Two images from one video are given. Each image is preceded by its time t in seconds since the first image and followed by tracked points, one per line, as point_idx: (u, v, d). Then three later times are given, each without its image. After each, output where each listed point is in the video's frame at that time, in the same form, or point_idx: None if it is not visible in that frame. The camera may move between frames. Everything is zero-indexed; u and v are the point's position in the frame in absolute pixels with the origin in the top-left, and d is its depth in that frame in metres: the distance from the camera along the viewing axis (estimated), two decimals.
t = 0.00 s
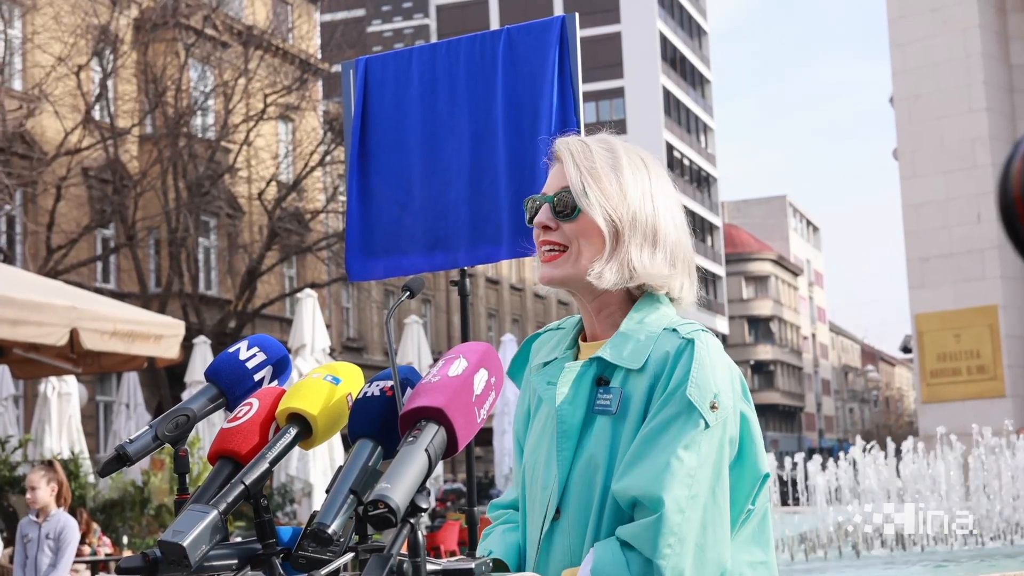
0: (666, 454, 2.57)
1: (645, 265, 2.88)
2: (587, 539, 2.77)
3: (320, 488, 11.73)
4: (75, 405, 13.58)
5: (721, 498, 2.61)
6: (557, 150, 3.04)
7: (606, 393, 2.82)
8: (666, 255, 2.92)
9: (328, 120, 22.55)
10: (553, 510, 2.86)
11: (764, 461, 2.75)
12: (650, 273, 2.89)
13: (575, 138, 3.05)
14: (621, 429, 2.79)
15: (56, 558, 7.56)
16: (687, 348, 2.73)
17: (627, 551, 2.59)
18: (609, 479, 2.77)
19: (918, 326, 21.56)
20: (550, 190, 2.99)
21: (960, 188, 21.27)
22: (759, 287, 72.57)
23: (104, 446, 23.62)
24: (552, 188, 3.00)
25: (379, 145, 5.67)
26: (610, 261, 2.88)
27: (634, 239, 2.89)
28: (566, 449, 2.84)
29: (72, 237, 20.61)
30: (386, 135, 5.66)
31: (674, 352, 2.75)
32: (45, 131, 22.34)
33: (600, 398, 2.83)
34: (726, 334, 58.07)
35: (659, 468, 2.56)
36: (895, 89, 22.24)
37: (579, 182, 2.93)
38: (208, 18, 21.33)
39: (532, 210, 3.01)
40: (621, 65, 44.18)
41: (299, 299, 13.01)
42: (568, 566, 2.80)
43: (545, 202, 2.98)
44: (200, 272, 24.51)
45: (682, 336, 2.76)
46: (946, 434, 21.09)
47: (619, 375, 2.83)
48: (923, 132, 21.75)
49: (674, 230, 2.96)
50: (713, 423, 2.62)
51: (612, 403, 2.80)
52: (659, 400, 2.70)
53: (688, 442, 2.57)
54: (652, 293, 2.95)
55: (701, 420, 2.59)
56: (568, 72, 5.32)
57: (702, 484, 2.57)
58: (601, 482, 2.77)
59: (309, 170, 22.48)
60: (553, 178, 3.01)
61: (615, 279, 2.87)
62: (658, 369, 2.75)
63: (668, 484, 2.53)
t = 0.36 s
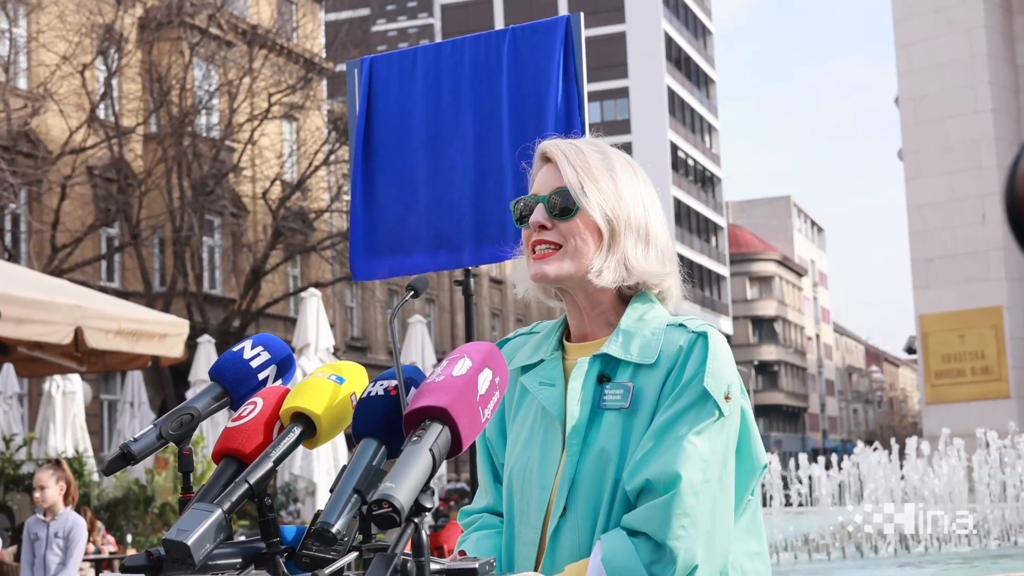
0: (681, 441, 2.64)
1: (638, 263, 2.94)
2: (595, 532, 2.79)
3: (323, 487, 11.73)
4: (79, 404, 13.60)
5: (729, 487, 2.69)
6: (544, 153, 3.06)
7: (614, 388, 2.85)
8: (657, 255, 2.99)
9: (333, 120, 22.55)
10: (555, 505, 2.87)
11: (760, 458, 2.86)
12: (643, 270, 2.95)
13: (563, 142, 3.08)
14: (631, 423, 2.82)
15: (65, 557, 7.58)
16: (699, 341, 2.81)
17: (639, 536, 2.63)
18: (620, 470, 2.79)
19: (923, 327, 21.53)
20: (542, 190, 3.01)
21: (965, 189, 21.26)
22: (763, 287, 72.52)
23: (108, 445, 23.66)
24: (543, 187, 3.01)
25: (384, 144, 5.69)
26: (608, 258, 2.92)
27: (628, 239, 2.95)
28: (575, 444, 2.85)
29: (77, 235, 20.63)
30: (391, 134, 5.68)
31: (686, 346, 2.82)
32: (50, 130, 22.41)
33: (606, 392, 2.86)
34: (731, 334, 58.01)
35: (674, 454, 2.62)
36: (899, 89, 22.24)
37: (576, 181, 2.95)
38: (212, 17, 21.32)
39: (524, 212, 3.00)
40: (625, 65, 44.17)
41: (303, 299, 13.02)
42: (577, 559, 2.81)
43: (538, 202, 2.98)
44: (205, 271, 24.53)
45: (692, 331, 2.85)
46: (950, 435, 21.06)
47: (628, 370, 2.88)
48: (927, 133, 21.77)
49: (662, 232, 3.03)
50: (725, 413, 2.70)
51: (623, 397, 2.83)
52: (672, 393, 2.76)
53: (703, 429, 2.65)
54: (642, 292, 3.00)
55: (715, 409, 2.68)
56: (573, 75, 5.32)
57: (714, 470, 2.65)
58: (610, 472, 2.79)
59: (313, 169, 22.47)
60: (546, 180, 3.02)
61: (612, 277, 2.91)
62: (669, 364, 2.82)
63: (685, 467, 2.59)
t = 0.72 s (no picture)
0: (692, 434, 2.61)
1: (634, 260, 2.92)
2: (605, 530, 2.76)
3: (342, 482, 11.75)
4: (99, 399, 13.65)
5: (739, 479, 2.67)
6: (530, 155, 2.98)
7: (618, 383, 2.82)
8: (649, 248, 2.98)
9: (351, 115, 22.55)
10: (562, 502, 2.84)
11: (762, 447, 2.84)
12: (639, 267, 2.93)
13: (547, 142, 3.01)
14: (637, 417, 2.79)
15: (85, 552, 7.61)
16: (702, 334, 2.80)
17: (654, 530, 2.60)
18: (628, 466, 2.76)
19: (944, 324, 21.39)
20: (533, 191, 2.94)
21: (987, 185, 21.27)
22: (783, 284, 72.25)
23: (128, 440, 23.76)
24: (534, 190, 2.94)
25: (403, 140, 5.67)
26: (604, 256, 2.89)
27: (622, 237, 2.92)
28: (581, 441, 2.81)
29: (96, 231, 20.71)
30: (410, 130, 5.66)
31: (689, 339, 2.81)
32: (70, 126, 22.51)
33: (610, 388, 2.82)
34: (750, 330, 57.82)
35: (686, 447, 2.59)
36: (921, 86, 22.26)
37: (569, 182, 2.89)
38: (231, 13, 21.34)
39: (517, 216, 2.92)
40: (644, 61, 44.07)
41: (322, 295, 13.03)
42: (586, 557, 2.78)
43: (531, 206, 2.91)
44: (224, 267, 24.60)
45: (694, 324, 2.84)
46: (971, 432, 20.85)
47: (632, 364, 2.85)
48: (949, 129, 21.81)
49: (651, 225, 3.02)
50: (732, 404, 2.69)
51: (627, 392, 2.80)
52: (678, 387, 2.74)
53: (712, 421, 2.63)
54: (638, 288, 2.98)
55: (722, 400, 2.66)
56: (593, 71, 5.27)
57: (726, 462, 2.62)
58: (619, 468, 2.77)
59: (332, 165, 22.49)
60: (535, 183, 2.95)
61: (609, 275, 2.88)
62: (673, 357, 2.80)
63: (697, 460, 2.57)
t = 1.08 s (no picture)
0: (697, 425, 2.58)
1: (639, 255, 2.91)
2: (615, 525, 2.73)
3: (361, 479, 11.76)
4: (119, 396, 13.72)
5: (745, 468, 2.64)
6: (540, 150, 2.95)
7: (619, 377, 2.80)
8: (653, 245, 2.96)
9: (370, 111, 22.58)
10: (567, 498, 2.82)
11: (766, 434, 2.80)
12: (644, 262, 2.92)
13: (556, 139, 2.98)
14: (640, 411, 2.76)
15: (102, 547, 7.63)
16: (701, 326, 2.78)
17: (668, 524, 2.57)
18: (634, 460, 2.74)
19: (964, 318, 21.92)
20: (541, 185, 2.89)
21: (1005, 178, 21.98)
22: (802, 278, 72.00)
23: (148, 436, 23.89)
24: (542, 184, 2.90)
25: (421, 136, 5.65)
26: (612, 250, 2.87)
27: (629, 234, 2.90)
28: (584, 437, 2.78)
29: (116, 228, 20.78)
30: (428, 126, 5.64)
31: (688, 331, 2.79)
32: (89, 123, 22.64)
33: (612, 381, 2.80)
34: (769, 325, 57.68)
35: (694, 439, 2.56)
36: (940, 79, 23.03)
37: (580, 177, 2.86)
38: (249, 10, 21.38)
39: (524, 208, 2.87)
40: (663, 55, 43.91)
41: (341, 291, 13.02)
42: (596, 554, 2.74)
43: (539, 199, 2.86)
44: (244, 263, 24.69)
45: (693, 316, 2.82)
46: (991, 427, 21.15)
47: (632, 358, 2.84)
48: (968, 123, 22.58)
49: (653, 225, 3.01)
50: (735, 392, 2.67)
51: (630, 385, 2.77)
52: (680, 378, 2.72)
53: (718, 409, 2.60)
54: (638, 284, 2.95)
55: (724, 389, 2.63)
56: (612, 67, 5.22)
57: (732, 452, 2.59)
58: (624, 463, 2.74)
59: (351, 161, 22.52)
60: (543, 178, 2.90)
61: (617, 270, 2.86)
62: (673, 349, 2.78)
63: (707, 450, 2.54)
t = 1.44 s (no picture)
0: (699, 421, 2.57)
1: (623, 259, 2.88)
2: (616, 524, 2.69)
3: (371, 478, 11.76)
4: (128, 395, 13.74)
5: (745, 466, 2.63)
6: (515, 155, 2.89)
7: (617, 376, 2.78)
8: (633, 248, 2.93)
9: (379, 111, 22.57)
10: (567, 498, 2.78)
11: (760, 433, 2.79)
12: (628, 265, 2.89)
13: (530, 144, 2.92)
14: (640, 411, 2.74)
15: (109, 547, 7.62)
16: (698, 326, 2.78)
17: (673, 520, 2.53)
18: (634, 459, 2.71)
19: (973, 317, 22.39)
20: (522, 194, 2.83)
21: (1015, 177, 22.34)
22: (812, 278, 71.88)
23: (157, 436, 23.93)
24: (522, 192, 2.84)
25: (430, 135, 5.62)
26: (597, 254, 2.83)
27: (610, 238, 2.86)
28: (584, 437, 2.75)
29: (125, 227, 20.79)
30: (436, 126, 5.62)
31: (685, 331, 2.78)
32: (98, 123, 22.68)
33: (609, 380, 2.78)
34: (779, 325, 57.58)
35: (697, 434, 2.54)
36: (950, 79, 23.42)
37: (561, 183, 2.81)
38: (259, 10, 21.38)
39: (504, 217, 2.81)
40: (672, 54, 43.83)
41: (350, 290, 13.01)
42: (597, 556, 2.70)
43: (521, 206, 2.81)
44: (253, 263, 24.72)
45: (689, 315, 2.82)
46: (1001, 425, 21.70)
47: (629, 357, 2.82)
48: (977, 122, 22.95)
49: (633, 228, 2.98)
50: (733, 389, 2.66)
51: (627, 384, 2.76)
52: (680, 376, 2.71)
53: (719, 406, 2.59)
54: (625, 287, 2.93)
55: (724, 386, 2.63)
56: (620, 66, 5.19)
57: (734, 446, 2.58)
58: (624, 461, 2.71)
59: (360, 161, 22.51)
60: (522, 185, 2.85)
61: (601, 276, 2.84)
62: (671, 348, 2.77)
63: (711, 445, 2.52)
